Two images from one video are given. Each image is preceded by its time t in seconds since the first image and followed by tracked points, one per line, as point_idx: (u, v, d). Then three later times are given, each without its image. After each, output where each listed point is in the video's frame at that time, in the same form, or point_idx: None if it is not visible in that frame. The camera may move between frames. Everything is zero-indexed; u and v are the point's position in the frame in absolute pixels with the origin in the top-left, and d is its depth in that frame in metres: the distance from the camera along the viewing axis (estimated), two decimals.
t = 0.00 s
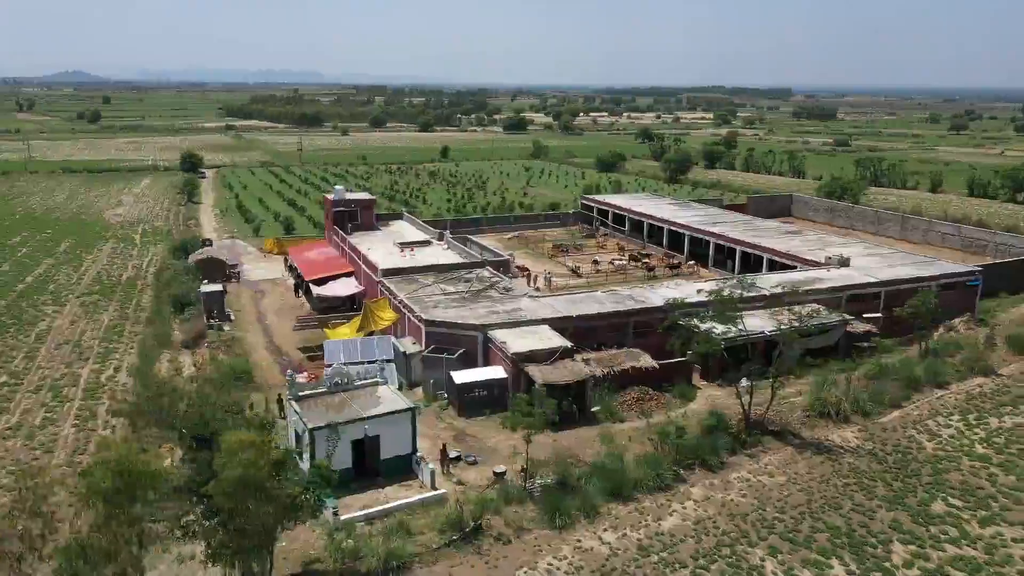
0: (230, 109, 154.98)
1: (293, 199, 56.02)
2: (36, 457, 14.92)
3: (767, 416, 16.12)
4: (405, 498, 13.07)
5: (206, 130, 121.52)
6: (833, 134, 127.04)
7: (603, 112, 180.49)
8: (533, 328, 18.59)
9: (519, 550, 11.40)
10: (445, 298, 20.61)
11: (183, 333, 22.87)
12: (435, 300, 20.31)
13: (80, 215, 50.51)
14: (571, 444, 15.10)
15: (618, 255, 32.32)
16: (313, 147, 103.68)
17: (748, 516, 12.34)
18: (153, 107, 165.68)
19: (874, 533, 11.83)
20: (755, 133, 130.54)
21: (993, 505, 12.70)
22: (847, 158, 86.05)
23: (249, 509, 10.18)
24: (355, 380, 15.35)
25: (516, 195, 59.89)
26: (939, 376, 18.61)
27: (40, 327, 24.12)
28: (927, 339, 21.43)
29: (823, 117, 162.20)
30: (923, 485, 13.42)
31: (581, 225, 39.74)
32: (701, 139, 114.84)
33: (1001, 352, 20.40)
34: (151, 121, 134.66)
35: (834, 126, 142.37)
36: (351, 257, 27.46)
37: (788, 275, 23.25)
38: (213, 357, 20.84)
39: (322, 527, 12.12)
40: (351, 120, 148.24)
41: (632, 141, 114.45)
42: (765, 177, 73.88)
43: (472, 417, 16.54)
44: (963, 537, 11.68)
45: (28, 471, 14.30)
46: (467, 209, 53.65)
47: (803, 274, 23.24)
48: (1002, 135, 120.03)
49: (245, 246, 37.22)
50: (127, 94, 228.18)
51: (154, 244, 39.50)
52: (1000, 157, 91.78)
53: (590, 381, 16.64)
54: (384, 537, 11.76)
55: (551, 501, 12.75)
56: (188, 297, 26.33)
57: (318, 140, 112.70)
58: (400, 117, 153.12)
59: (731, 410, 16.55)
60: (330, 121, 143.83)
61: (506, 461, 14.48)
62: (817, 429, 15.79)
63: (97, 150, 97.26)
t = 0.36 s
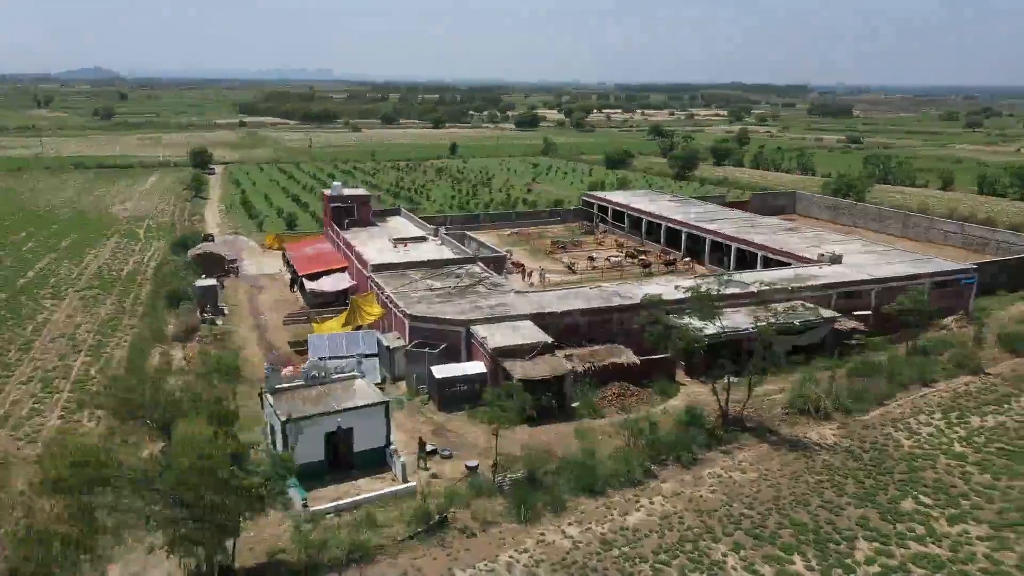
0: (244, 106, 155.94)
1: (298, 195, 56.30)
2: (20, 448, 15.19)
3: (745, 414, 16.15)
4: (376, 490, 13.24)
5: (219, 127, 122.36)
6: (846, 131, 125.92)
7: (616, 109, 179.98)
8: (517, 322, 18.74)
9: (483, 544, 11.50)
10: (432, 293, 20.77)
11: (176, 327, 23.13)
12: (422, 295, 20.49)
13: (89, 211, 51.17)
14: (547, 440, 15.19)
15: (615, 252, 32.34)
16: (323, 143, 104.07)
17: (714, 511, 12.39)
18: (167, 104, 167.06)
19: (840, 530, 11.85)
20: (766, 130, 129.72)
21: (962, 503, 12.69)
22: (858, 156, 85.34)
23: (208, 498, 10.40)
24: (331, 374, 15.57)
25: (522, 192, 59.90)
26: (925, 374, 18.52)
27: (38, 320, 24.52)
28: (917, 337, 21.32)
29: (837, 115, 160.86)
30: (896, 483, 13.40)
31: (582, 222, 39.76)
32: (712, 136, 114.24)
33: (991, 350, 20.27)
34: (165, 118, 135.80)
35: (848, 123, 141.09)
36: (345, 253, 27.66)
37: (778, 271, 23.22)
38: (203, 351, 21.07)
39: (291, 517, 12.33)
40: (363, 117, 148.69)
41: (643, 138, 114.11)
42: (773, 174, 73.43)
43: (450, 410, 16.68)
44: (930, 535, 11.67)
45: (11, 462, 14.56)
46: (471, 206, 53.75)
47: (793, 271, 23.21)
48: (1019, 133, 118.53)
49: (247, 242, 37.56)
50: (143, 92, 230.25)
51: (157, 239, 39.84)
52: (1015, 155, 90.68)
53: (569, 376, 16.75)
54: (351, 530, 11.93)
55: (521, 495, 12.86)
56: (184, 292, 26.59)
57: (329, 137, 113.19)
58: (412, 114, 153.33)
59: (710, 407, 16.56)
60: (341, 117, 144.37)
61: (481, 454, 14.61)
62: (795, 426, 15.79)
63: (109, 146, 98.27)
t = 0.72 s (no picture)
0: (248, 106, 156.36)
1: (297, 194, 56.53)
2: None
3: (713, 415, 16.37)
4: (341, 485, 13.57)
5: (223, 126, 122.72)
6: (850, 131, 125.51)
7: (622, 108, 179.66)
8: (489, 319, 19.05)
9: (439, 541, 11.86)
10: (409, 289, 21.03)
11: (162, 325, 23.41)
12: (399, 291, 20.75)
13: (89, 210, 51.68)
14: (515, 439, 15.45)
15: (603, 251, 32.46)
16: (327, 143, 104.33)
17: (668, 509, 12.65)
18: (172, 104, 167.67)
19: (791, 526, 12.09)
20: (772, 129, 129.21)
21: (916, 500, 12.89)
22: (860, 155, 85.14)
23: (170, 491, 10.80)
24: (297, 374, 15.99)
25: (520, 191, 60.08)
26: (898, 373, 18.65)
27: (28, 317, 24.89)
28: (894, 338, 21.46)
29: (844, 115, 160.03)
30: (853, 480, 13.59)
31: (574, 221, 39.87)
32: (715, 137, 114.06)
33: (967, 348, 20.36)
34: (171, 118, 136.51)
35: (854, 123, 140.30)
36: (330, 250, 28.02)
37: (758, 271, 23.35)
38: (185, 348, 21.32)
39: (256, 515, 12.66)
40: (367, 116, 148.96)
41: (646, 137, 114.06)
42: (774, 175, 73.32)
43: (419, 408, 16.96)
44: (882, 533, 11.87)
45: None
46: (469, 205, 53.84)
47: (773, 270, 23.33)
48: None
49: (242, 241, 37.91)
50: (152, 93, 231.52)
51: (153, 238, 40.07)
52: (1021, 155, 90.10)
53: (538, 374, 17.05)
54: (313, 527, 12.26)
55: (481, 493, 13.16)
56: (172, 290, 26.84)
57: (332, 137, 113.47)
58: (416, 113, 153.54)
59: (679, 407, 16.78)
60: (345, 117, 144.56)
61: (448, 450, 14.92)
62: (761, 425, 15.98)
63: (114, 146, 98.90)
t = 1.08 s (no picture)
0: (251, 104, 156.92)
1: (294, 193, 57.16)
2: None
3: (662, 469, 17.43)
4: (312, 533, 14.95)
5: (225, 125, 123.43)
6: (852, 130, 125.53)
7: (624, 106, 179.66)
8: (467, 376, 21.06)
9: None
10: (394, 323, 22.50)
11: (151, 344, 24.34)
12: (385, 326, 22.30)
13: (89, 206, 52.60)
14: (474, 489, 16.49)
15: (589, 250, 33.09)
16: (327, 142, 104.96)
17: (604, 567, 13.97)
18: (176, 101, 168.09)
19: None
20: (772, 129, 129.25)
21: (831, 562, 14.18)
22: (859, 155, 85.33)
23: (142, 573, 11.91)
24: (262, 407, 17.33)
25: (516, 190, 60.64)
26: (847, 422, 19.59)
27: (26, 324, 26.03)
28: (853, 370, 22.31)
29: (847, 112, 159.77)
30: (779, 538, 14.88)
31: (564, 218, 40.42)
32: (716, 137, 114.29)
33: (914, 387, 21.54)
34: (174, 114, 137.39)
35: (856, 121, 140.10)
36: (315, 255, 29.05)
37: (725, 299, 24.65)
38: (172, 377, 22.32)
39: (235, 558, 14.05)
40: (369, 114, 149.40)
41: (646, 135, 114.32)
42: (770, 174, 73.70)
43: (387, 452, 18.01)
44: None
45: None
46: (464, 204, 54.41)
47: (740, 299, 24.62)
48: None
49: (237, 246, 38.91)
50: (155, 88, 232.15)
51: (148, 236, 40.83)
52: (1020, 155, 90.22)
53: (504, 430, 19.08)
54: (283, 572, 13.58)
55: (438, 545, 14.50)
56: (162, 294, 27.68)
57: (333, 137, 114.05)
58: (419, 111, 153.85)
59: (632, 460, 17.79)
60: (348, 116, 145.11)
61: (414, 493, 16.26)
62: (707, 479, 17.02)
63: (116, 144, 99.73)
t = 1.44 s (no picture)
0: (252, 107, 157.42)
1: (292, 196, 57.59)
2: None
3: (642, 465, 17.78)
4: (303, 518, 15.15)
5: (225, 128, 123.85)
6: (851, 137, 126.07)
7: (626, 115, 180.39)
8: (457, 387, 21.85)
9: None
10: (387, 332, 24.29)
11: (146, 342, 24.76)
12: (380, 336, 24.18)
13: (92, 206, 53.24)
14: (456, 481, 16.82)
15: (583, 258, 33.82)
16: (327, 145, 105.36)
17: (589, 555, 14.20)
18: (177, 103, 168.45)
19: None
20: (773, 138, 129.93)
21: (811, 554, 14.43)
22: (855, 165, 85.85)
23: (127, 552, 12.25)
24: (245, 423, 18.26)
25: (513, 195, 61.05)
26: (826, 424, 19.97)
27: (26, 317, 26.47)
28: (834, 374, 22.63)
29: (846, 117, 160.09)
30: (762, 533, 15.10)
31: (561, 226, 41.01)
32: (715, 144, 114.70)
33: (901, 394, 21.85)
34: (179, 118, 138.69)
35: (857, 132, 140.63)
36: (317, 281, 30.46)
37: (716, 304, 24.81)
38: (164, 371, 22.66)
39: (226, 540, 14.29)
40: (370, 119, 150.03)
41: (645, 141, 114.73)
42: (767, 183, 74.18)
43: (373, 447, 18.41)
44: None
45: None
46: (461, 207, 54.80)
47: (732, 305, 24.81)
48: None
49: (236, 251, 39.43)
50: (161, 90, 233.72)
51: (146, 241, 41.28)
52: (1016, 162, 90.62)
53: (495, 426, 19.57)
54: (271, 557, 13.82)
55: (425, 533, 14.74)
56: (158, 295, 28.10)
57: (333, 141, 114.46)
58: (419, 116, 154.51)
59: (614, 458, 18.15)
60: (349, 120, 145.69)
61: (402, 485, 16.52)
62: (686, 476, 17.39)
63: (116, 146, 100.11)
